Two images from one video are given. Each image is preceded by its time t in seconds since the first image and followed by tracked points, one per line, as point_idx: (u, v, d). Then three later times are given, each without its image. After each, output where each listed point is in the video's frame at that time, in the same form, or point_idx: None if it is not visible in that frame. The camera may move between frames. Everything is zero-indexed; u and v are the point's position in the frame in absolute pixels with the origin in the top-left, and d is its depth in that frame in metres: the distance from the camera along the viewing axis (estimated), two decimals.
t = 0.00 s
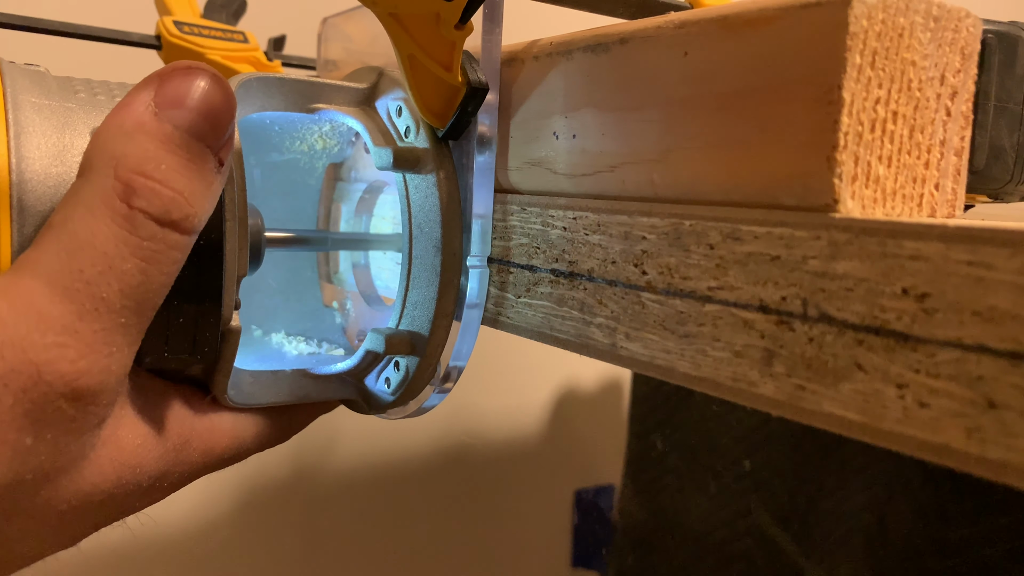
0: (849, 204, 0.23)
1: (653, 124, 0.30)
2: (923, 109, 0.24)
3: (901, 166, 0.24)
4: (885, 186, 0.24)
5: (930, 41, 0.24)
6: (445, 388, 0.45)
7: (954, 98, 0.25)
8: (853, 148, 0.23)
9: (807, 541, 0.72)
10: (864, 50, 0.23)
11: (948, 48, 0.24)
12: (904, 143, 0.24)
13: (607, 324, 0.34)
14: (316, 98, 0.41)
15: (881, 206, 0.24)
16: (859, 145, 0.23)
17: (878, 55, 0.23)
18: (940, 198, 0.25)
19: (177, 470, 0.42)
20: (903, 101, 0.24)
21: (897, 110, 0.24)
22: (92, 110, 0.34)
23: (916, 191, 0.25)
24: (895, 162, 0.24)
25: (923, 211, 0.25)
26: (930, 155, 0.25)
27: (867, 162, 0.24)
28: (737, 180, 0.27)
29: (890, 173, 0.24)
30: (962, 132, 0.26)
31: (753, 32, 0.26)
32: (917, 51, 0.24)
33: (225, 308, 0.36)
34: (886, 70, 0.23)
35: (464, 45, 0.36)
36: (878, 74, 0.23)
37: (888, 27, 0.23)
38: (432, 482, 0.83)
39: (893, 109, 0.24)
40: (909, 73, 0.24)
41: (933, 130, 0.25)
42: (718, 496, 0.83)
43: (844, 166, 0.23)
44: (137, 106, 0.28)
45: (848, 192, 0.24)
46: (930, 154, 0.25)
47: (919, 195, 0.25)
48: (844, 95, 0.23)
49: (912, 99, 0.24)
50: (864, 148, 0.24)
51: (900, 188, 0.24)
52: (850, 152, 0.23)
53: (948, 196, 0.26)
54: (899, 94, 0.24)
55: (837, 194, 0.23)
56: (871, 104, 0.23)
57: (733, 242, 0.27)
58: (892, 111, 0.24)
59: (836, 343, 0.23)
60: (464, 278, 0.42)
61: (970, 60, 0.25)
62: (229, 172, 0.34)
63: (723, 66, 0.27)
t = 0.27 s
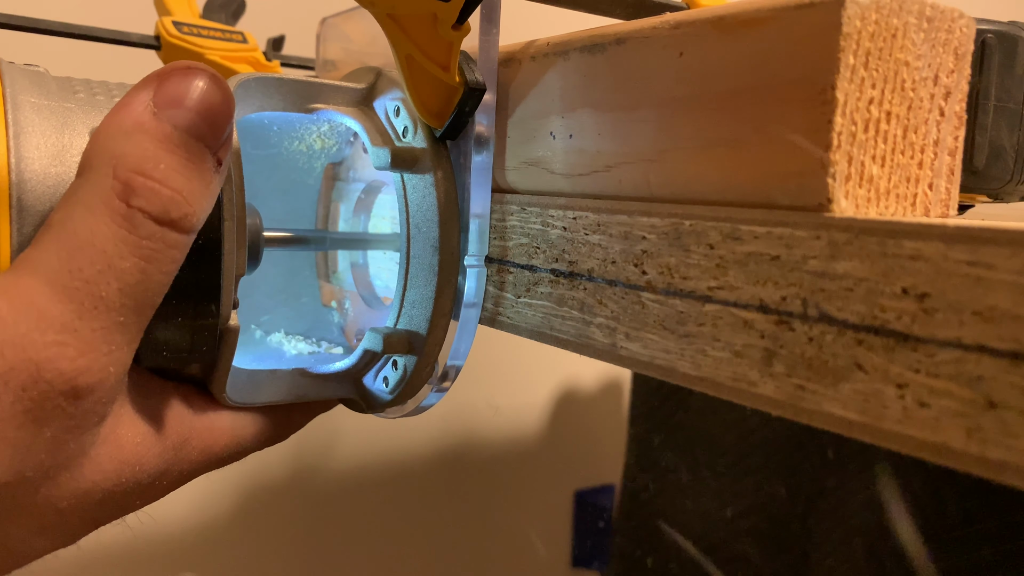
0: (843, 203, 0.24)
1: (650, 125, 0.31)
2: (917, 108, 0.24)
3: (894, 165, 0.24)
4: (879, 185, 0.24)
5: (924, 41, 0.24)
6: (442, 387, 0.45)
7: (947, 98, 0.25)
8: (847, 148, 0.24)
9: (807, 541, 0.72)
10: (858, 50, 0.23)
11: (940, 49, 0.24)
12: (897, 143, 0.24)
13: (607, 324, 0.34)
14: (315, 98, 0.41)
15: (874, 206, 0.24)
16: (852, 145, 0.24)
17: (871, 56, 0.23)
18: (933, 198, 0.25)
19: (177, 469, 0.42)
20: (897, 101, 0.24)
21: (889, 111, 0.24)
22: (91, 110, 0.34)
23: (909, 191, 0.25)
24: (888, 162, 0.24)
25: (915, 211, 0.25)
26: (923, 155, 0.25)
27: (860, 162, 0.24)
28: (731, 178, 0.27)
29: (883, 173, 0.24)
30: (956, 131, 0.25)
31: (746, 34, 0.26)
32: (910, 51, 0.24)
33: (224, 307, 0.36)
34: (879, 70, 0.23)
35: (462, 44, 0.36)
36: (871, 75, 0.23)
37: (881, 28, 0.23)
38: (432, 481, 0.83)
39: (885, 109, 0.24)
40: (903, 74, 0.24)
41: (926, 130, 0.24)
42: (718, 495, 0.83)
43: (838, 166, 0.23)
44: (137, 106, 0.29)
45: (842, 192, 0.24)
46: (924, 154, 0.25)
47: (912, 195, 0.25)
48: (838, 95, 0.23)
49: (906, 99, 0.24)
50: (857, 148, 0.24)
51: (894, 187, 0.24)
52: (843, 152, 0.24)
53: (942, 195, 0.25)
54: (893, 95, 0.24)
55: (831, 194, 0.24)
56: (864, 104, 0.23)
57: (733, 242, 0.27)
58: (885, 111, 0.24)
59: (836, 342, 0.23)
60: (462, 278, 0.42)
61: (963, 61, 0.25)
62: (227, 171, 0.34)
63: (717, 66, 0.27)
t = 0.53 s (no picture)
0: (839, 203, 0.24)
1: (648, 125, 0.31)
2: (913, 109, 0.24)
3: (891, 165, 0.24)
4: (875, 185, 0.24)
5: (920, 42, 0.24)
6: (441, 387, 0.44)
7: (944, 99, 0.25)
8: (843, 148, 0.24)
9: (807, 541, 0.72)
10: (854, 50, 0.23)
11: (936, 49, 0.24)
12: (894, 143, 0.24)
13: (607, 324, 0.34)
14: (314, 98, 0.41)
15: (870, 205, 0.24)
16: (848, 144, 0.24)
17: (868, 56, 0.23)
18: (930, 198, 0.25)
19: (176, 467, 0.42)
20: (893, 101, 0.24)
21: (886, 110, 0.24)
22: (91, 109, 0.34)
23: (905, 191, 0.25)
24: (885, 162, 0.24)
25: (912, 210, 0.25)
26: (920, 154, 0.25)
27: (856, 162, 0.24)
28: (728, 178, 0.27)
29: (879, 173, 0.24)
30: (953, 132, 0.25)
31: (745, 34, 0.26)
32: (906, 51, 0.24)
33: (224, 306, 0.36)
34: (875, 70, 0.24)
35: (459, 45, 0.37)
36: (867, 74, 0.23)
37: (878, 28, 0.23)
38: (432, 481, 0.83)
39: (882, 109, 0.24)
40: (899, 74, 0.24)
41: (923, 130, 0.25)
42: (718, 495, 0.83)
43: (833, 166, 0.24)
44: (136, 105, 0.29)
45: (838, 191, 0.24)
46: (920, 154, 0.25)
47: (908, 195, 0.25)
48: (834, 95, 0.23)
49: (902, 98, 0.24)
50: (853, 148, 0.24)
51: (890, 187, 0.25)
52: (839, 152, 0.24)
53: (938, 196, 0.26)
54: (889, 94, 0.24)
55: (826, 193, 0.24)
56: (860, 104, 0.24)
57: (733, 242, 0.27)
58: (881, 111, 0.24)
59: (836, 342, 0.23)
60: (461, 277, 0.42)
61: (960, 61, 0.25)
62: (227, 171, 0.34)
63: (716, 66, 0.27)
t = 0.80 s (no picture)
0: (837, 202, 0.24)
1: (648, 125, 0.31)
2: (911, 108, 0.25)
3: (889, 165, 0.25)
4: (873, 184, 0.25)
5: (918, 42, 0.24)
6: (441, 386, 0.44)
7: (942, 99, 0.25)
8: (841, 147, 0.24)
9: (807, 541, 0.72)
10: (852, 50, 0.23)
11: (934, 48, 0.25)
12: (892, 143, 0.25)
13: (608, 324, 0.34)
14: (314, 98, 0.41)
15: (868, 204, 0.25)
16: (847, 144, 0.24)
17: (866, 56, 0.23)
18: (928, 198, 0.26)
19: (177, 466, 0.42)
20: (891, 101, 0.24)
21: (884, 110, 0.24)
22: (91, 109, 0.34)
23: (903, 190, 0.25)
24: (883, 161, 0.25)
25: (911, 210, 0.25)
26: (918, 154, 0.25)
27: (854, 162, 0.24)
28: (729, 179, 0.27)
29: (877, 172, 0.25)
30: (951, 131, 0.26)
31: (745, 33, 0.26)
32: (905, 51, 0.24)
33: (224, 305, 0.36)
34: (873, 70, 0.24)
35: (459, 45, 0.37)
36: (865, 75, 0.24)
37: (876, 28, 0.23)
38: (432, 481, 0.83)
39: (880, 109, 0.24)
40: (897, 74, 0.24)
41: (921, 129, 0.25)
42: (718, 495, 0.83)
43: (832, 165, 0.24)
44: (136, 105, 0.29)
45: (836, 191, 0.24)
46: (918, 153, 0.25)
47: (907, 194, 0.25)
48: (832, 96, 0.23)
49: (900, 98, 0.24)
50: (851, 148, 0.24)
51: (888, 186, 0.25)
52: (837, 152, 0.24)
53: (936, 195, 0.26)
54: (887, 95, 0.24)
55: (825, 192, 0.24)
56: (859, 104, 0.24)
57: (733, 242, 0.26)
58: (879, 111, 0.24)
59: (835, 342, 0.23)
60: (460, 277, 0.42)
61: (958, 61, 0.25)
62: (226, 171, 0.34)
63: (716, 66, 0.27)
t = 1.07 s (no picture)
0: (820, 202, 0.24)
1: (641, 125, 0.31)
2: (894, 110, 0.25)
3: (873, 165, 0.25)
4: (857, 184, 0.25)
5: (903, 44, 0.24)
6: (435, 383, 0.44)
7: (926, 100, 0.25)
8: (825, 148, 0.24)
9: (807, 541, 0.72)
10: (836, 53, 0.23)
11: (918, 51, 0.25)
12: (877, 144, 0.25)
13: (607, 324, 0.33)
14: (309, 98, 0.41)
15: (851, 204, 0.25)
16: (831, 145, 0.24)
17: (849, 59, 0.24)
18: (912, 199, 0.25)
19: (175, 462, 0.41)
20: (876, 102, 0.24)
21: (869, 112, 0.24)
22: (89, 110, 0.34)
23: (888, 191, 0.25)
24: (867, 162, 0.25)
25: (895, 210, 0.25)
26: (904, 154, 0.25)
27: (839, 161, 0.24)
28: (717, 178, 0.28)
29: (863, 172, 0.25)
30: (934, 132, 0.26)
31: (732, 35, 0.27)
32: (888, 54, 0.24)
33: (219, 303, 0.35)
34: (857, 72, 0.24)
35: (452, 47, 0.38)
36: (851, 76, 0.24)
37: (859, 31, 0.24)
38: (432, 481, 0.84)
39: (864, 110, 0.24)
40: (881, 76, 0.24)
41: (905, 131, 0.25)
42: (717, 495, 0.83)
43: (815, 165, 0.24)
44: (134, 105, 0.29)
45: (819, 190, 0.24)
46: (902, 154, 0.25)
47: (891, 195, 0.25)
48: (815, 97, 0.24)
49: (885, 100, 0.24)
50: (835, 149, 0.24)
51: (872, 187, 0.25)
52: (820, 152, 0.24)
53: (922, 196, 0.26)
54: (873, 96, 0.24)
55: (809, 190, 0.24)
56: (842, 106, 0.24)
57: (733, 242, 0.26)
58: (863, 112, 0.24)
59: (835, 342, 0.23)
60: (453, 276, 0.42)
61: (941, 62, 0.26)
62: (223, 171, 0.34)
63: (710, 67, 0.28)
